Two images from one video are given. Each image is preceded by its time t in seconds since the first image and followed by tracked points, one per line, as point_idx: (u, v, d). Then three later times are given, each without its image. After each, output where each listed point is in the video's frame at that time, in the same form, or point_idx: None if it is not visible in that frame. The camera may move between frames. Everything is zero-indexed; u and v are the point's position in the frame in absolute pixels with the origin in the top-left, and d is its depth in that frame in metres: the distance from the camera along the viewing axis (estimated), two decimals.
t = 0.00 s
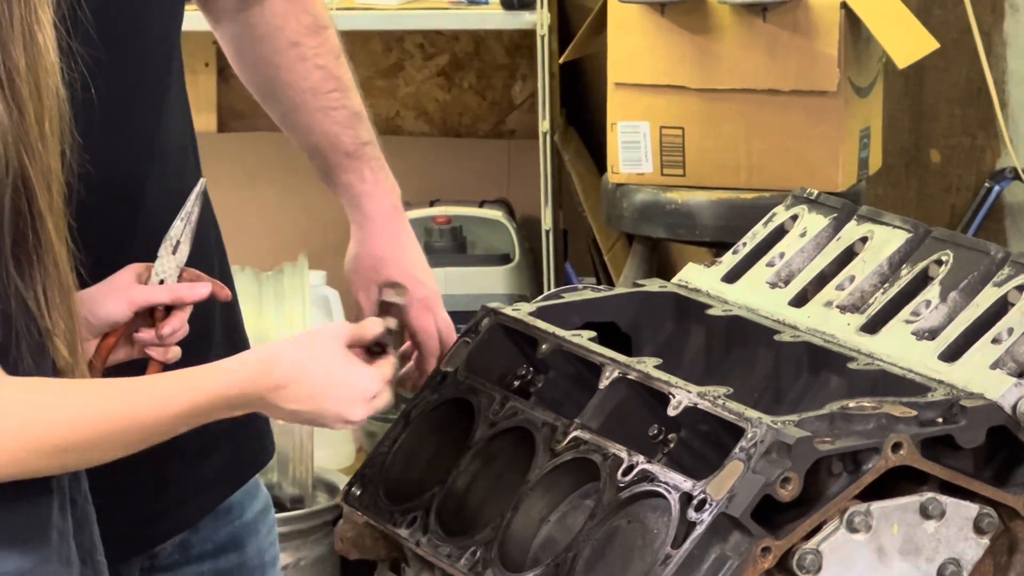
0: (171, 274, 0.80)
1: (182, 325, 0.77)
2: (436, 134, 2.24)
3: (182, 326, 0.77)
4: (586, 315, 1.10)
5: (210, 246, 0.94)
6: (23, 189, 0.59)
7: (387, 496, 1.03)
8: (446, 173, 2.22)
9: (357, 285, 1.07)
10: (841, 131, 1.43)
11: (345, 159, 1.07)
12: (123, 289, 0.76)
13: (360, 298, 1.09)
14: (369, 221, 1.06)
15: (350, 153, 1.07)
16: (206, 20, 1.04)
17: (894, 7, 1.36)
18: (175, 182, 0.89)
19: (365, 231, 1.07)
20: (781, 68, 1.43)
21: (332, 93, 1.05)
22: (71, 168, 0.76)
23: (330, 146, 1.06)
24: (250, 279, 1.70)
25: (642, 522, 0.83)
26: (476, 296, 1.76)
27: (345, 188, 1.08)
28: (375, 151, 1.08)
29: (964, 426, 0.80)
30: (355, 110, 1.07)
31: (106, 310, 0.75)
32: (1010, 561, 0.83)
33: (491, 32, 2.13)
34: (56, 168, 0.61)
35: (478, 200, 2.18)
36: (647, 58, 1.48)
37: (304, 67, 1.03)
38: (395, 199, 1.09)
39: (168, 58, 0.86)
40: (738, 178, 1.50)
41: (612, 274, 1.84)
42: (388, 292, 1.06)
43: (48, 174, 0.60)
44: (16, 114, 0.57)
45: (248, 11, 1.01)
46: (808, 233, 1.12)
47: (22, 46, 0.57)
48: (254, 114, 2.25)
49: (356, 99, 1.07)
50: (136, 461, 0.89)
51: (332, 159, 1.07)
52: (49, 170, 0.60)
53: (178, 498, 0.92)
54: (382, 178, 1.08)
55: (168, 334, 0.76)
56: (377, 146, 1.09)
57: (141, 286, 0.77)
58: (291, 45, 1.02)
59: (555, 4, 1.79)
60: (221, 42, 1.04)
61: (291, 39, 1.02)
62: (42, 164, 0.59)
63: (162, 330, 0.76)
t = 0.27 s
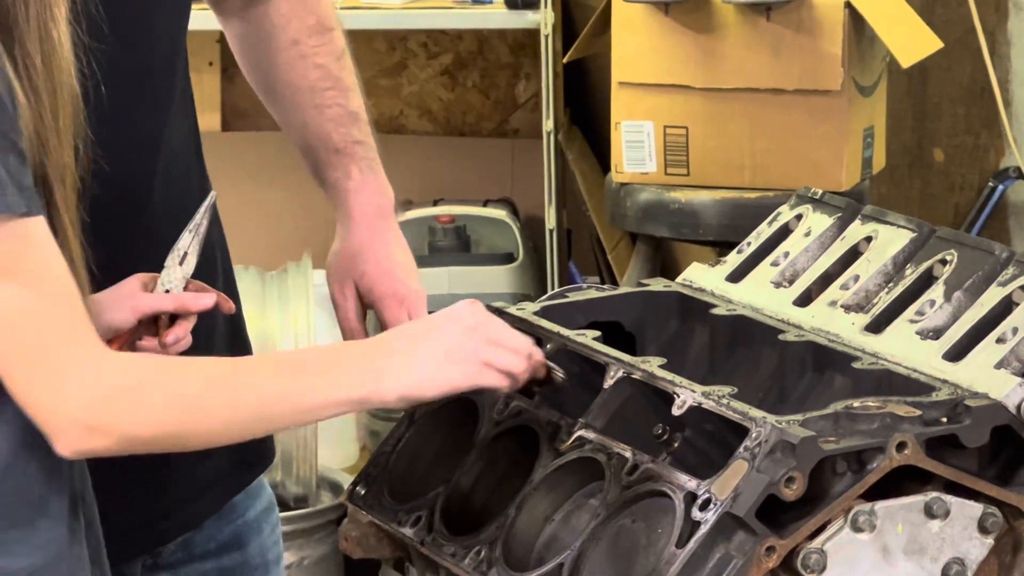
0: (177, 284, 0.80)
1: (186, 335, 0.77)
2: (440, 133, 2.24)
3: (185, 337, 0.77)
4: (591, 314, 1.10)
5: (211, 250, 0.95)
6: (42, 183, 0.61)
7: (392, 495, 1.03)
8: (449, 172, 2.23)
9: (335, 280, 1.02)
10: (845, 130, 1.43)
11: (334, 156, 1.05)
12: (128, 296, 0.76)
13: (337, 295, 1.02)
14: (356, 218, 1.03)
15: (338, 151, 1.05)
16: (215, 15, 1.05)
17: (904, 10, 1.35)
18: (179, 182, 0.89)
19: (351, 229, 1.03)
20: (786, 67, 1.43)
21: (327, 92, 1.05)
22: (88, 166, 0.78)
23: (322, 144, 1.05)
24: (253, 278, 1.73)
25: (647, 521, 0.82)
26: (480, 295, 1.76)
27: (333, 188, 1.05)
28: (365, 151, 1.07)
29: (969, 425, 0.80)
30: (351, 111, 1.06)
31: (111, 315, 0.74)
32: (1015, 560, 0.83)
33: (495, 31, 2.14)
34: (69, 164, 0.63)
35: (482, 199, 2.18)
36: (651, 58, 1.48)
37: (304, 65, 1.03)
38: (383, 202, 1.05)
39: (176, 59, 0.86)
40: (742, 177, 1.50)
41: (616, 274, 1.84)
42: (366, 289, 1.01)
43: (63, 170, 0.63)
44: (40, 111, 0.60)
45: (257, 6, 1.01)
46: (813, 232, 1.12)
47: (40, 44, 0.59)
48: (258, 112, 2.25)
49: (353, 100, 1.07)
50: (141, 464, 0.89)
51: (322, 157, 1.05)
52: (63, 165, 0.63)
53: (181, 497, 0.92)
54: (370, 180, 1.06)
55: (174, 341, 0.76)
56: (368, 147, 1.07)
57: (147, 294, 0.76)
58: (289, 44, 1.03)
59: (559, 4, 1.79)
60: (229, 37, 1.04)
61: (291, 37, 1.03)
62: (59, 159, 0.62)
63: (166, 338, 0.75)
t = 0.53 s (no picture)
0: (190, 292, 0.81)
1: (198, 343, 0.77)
2: (443, 133, 2.24)
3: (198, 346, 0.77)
4: (596, 314, 1.09)
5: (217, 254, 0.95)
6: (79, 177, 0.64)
7: (397, 495, 1.03)
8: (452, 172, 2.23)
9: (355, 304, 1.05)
10: (849, 130, 1.43)
11: (353, 179, 1.06)
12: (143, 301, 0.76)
13: (357, 322, 1.05)
14: (377, 244, 1.05)
15: (357, 175, 1.06)
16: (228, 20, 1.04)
17: (903, 7, 1.36)
18: (184, 181, 0.89)
19: (371, 253, 1.05)
20: (789, 67, 1.42)
21: (345, 112, 1.05)
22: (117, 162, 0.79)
23: (339, 165, 1.06)
24: (257, 278, 1.73)
25: (652, 521, 0.82)
26: (483, 296, 1.76)
27: (353, 210, 1.07)
28: (384, 172, 1.08)
29: (974, 425, 0.80)
30: (369, 129, 1.06)
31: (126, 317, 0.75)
32: (1020, 560, 0.83)
33: (499, 31, 2.14)
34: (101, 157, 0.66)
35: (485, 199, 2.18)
36: (656, 58, 1.48)
37: (320, 83, 1.03)
38: (401, 221, 1.07)
39: (179, 58, 0.86)
40: (746, 177, 1.50)
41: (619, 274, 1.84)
42: (386, 317, 1.03)
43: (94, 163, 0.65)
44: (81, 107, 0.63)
45: (270, 15, 1.01)
46: (818, 232, 1.12)
47: (75, 41, 0.61)
48: (261, 113, 2.23)
49: (369, 117, 1.07)
50: (146, 465, 0.89)
51: (341, 178, 1.07)
52: (95, 159, 0.65)
53: (186, 498, 0.92)
54: (390, 201, 1.07)
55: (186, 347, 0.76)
56: (386, 168, 1.08)
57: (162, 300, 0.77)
58: (307, 60, 1.03)
59: (563, 3, 1.79)
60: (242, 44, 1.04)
61: (307, 52, 1.02)
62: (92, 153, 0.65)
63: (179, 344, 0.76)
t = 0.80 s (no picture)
0: (206, 296, 0.85)
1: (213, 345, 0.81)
2: (445, 132, 2.24)
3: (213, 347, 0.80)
4: (596, 313, 1.09)
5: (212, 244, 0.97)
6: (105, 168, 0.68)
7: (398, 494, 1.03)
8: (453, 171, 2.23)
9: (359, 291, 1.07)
10: (850, 129, 1.43)
11: (355, 169, 1.07)
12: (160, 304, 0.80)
13: (360, 310, 1.08)
14: (380, 234, 1.06)
15: (358, 165, 1.07)
16: (226, 13, 1.03)
17: (904, 8, 1.35)
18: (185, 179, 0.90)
19: (373, 242, 1.06)
20: (790, 67, 1.42)
21: (345, 102, 1.05)
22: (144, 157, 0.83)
23: (340, 155, 1.07)
24: (258, 278, 1.73)
25: (652, 521, 0.82)
26: (485, 295, 1.75)
27: (354, 200, 1.08)
28: (386, 162, 1.08)
29: (975, 425, 0.80)
30: (370, 120, 1.07)
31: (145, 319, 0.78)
32: (1021, 560, 0.83)
33: (500, 30, 2.14)
34: (125, 146, 0.70)
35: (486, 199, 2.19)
36: (657, 57, 1.48)
37: (321, 74, 1.03)
38: (402, 211, 1.08)
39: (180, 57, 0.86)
40: (747, 176, 1.50)
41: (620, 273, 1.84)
42: (391, 306, 1.06)
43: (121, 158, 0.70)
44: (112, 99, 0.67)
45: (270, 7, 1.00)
46: (819, 231, 1.12)
47: (107, 35, 0.65)
48: (264, 112, 2.25)
49: (370, 108, 1.07)
50: (146, 462, 0.90)
51: (344, 170, 1.07)
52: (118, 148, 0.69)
53: (184, 495, 0.93)
54: (391, 190, 1.08)
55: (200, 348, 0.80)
56: (388, 158, 1.08)
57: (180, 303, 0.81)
58: (307, 51, 1.02)
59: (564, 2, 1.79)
60: (241, 36, 1.03)
61: (307, 43, 1.02)
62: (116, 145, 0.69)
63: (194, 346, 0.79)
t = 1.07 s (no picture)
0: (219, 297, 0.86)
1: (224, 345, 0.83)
2: (445, 132, 2.24)
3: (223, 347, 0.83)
4: (594, 313, 1.10)
5: (210, 239, 0.98)
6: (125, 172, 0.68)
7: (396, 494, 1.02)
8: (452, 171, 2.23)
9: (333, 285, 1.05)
10: (849, 129, 1.43)
11: (337, 163, 1.07)
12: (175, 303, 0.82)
13: (334, 305, 1.05)
14: (358, 228, 1.05)
15: (340, 158, 1.07)
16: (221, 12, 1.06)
17: (900, 3, 1.35)
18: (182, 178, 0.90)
19: (354, 238, 1.05)
20: (789, 66, 1.42)
21: (329, 96, 1.06)
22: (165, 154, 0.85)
23: (323, 149, 1.06)
24: (257, 277, 1.73)
25: (649, 520, 0.82)
26: (483, 295, 1.76)
27: (336, 195, 1.07)
28: (368, 158, 1.08)
29: (972, 424, 0.80)
30: (353, 115, 1.07)
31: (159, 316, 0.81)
32: (1018, 559, 0.84)
33: (499, 30, 2.14)
34: (152, 152, 0.70)
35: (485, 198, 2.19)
36: (655, 56, 1.48)
37: (308, 67, 1.04)
38: (383, 208, 1.07)
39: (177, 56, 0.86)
40: (746, 176, 1.50)
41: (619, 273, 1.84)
42: (363, 298, 1.03)
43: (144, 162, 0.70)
44: (134, 101, 0.67)
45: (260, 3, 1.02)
46: (817, 231, 1.12)
47: (129, 36, 0.66)
48: (263, 111, 2.23)
49: (356, 104, 1.07)
50: (143, 460, 0.90)
51: (325, 163, 1.07)
52: (141, 152, 0.69)
53: (181, 492, 0.93)
54: (371, 186, 1.08)
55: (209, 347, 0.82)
56: (370, 154, 1.08)
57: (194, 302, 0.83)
58: (294, 45, 1.03)
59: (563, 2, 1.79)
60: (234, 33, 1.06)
61: (295, 38, 1.03)
62: (139, 150, 0.69)
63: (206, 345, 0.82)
